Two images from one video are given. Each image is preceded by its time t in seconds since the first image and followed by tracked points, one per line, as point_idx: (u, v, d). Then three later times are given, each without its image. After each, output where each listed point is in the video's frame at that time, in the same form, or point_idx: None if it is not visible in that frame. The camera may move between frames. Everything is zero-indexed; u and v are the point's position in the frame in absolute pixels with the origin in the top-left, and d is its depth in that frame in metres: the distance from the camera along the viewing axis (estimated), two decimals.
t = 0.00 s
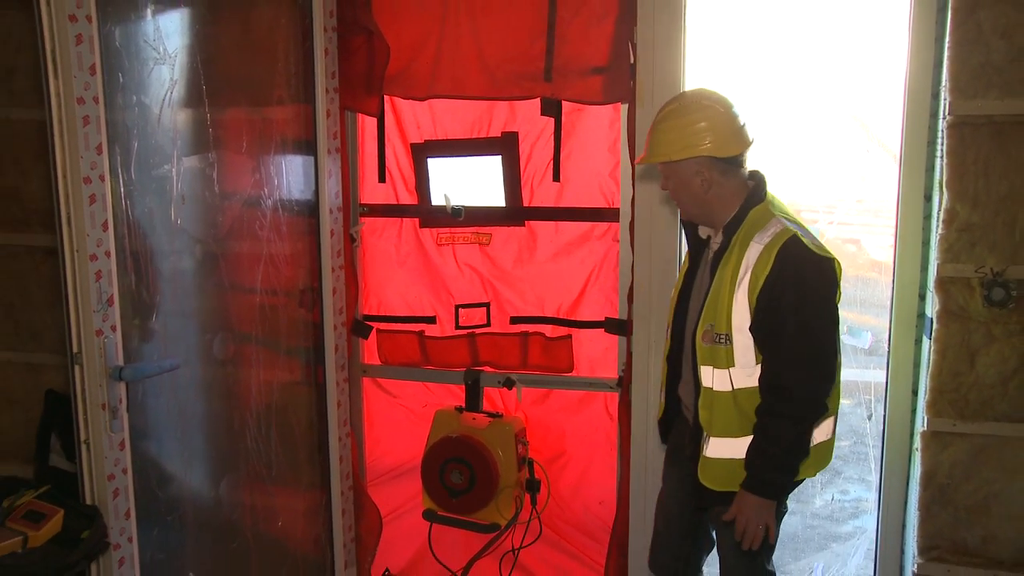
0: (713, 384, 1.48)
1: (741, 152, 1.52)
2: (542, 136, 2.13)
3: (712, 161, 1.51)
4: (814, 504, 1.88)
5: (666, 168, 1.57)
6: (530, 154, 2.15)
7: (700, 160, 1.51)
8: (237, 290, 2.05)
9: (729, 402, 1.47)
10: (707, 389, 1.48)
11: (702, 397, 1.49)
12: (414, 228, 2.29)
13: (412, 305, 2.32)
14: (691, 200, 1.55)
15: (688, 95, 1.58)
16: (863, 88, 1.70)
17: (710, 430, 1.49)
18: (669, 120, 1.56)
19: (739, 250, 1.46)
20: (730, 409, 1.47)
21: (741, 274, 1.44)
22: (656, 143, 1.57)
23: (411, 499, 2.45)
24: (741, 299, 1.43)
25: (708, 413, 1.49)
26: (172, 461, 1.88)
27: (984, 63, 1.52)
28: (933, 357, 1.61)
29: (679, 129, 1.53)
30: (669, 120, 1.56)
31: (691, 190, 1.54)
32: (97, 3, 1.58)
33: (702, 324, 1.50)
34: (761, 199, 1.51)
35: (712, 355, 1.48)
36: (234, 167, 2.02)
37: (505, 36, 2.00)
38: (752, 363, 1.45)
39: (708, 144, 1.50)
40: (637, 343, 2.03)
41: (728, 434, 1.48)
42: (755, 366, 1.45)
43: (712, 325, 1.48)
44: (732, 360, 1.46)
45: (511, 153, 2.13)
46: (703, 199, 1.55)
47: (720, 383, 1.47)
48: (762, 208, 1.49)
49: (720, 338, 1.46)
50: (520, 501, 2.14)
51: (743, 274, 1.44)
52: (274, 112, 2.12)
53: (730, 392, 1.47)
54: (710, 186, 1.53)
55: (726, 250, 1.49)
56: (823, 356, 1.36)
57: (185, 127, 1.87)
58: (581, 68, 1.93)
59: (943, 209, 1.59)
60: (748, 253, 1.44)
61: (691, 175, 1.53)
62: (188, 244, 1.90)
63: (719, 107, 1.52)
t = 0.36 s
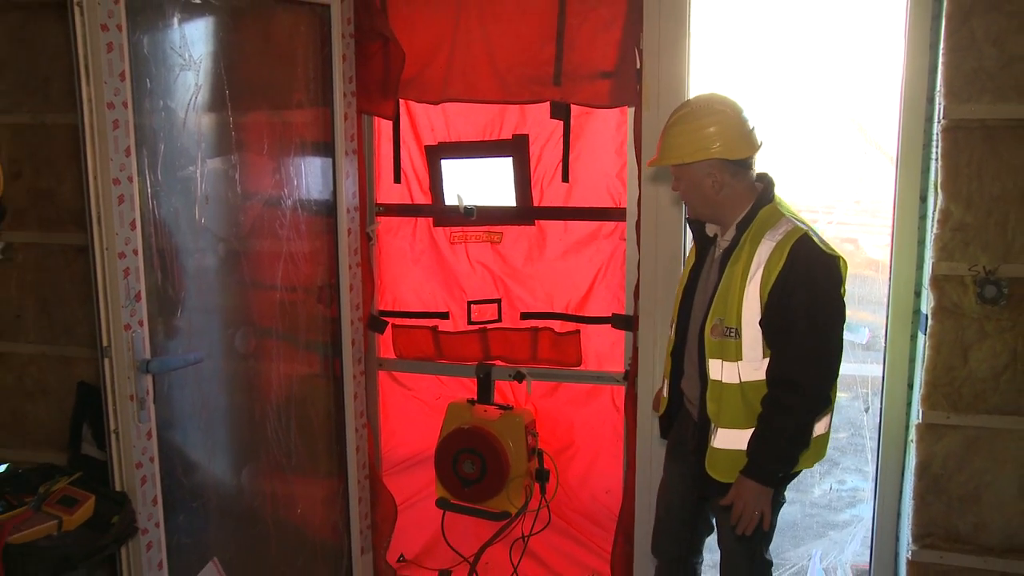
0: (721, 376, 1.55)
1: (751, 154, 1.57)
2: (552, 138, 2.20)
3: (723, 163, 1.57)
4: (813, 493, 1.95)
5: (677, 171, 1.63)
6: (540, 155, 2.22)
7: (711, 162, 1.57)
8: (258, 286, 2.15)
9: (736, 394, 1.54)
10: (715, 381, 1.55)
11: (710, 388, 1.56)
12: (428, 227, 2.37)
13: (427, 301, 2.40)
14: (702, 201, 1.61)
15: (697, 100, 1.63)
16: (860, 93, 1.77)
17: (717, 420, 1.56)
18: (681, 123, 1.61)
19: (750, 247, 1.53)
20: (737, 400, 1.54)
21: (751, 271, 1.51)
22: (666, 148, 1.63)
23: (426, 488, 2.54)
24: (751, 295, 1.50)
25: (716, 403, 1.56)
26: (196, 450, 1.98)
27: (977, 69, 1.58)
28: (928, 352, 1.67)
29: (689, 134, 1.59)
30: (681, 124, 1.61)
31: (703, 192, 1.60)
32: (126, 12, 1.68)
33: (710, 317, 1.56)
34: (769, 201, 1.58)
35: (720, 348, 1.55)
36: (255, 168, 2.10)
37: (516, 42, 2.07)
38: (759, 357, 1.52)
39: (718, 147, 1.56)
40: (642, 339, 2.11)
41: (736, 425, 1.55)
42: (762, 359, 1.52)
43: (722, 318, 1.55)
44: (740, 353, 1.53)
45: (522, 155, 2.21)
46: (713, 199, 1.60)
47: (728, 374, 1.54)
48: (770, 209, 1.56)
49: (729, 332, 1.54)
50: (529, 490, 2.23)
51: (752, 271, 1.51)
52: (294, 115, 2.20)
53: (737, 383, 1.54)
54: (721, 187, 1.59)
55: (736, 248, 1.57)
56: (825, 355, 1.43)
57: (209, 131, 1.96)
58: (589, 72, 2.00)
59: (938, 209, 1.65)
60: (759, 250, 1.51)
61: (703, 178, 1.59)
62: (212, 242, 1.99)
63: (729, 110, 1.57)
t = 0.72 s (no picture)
0: (714, 365, 1.62)
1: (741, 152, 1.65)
2: (562, 139, 2.27)
3: (716, 161, 1.65)
4: (813, 482, 2.04)
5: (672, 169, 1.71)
6: (551, 155, 2.30)
7: (704, 160, 1.65)
8: (279, 282, 2.24)
9: (728, 383, 1.62)
10: (707, 370, 1.63)
11: (702, 377, 1.64)
12: (443, 225, 2.46)
13: (441, 296, 2.48)
14: (695, 198, 1.69)
15: (688, 101, 1.72)
16: (860, 96, 1.84)
17: (710, 407, 1.63)
18: (677, 122, 1.69)
19: (742, 240, 1.61)
20: (729, 388, 1.62)
21: (743, 263, 1.59)
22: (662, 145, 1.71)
23: (439, 476, 2.62)
24: (740, 287, 1.58)
25: (708, 392, 1.63)
26: (220, 439, 2.08)
27: (971, 74, 1.64)
28: (926, 346, 1.74)
29: (684, 133, 1.66)
30: (677, 122, 1.69)
31: (696, 189, 1.68)
32: (155, 19, 1.77)
33: (702, 309, 1.63)
34: (760, 198, 1.65)
35: (713, 338, 1.62)
36: (277, 169, 2.20)
37: (528, 47, 2.15)
38: (750, 347, 1.59)
39: (710, 145, 1.64)
40: (646, 333, 2.21)
41: (727, 413, 1.63)
42: (753, 350, 1.60)
43: (713, 310, 1.62)
44: (731, 342, 1.60)
45: (534, 155, 2.29)
46: (707, 196, 1.68)
47: (720, 364, 1.62)
48: (760, 204, 1.64)
49: (721, 322, 1.61)
50: (540, 478, 2.31)
51: (743, 264, 1.58)
52: (314, 118, 2.29)
53: (728, 372, 1.62)
54: (713, 184, 1.67)
55: (728, 242, 1.64)
56: (813, 345, 1.50)
57: (233, 133, 2.05)
58: (598, 76, 2.08)
59: (935, 209, 1.71)
60: (751, 242, 1.59)
61: (696, 175, 1.67)
62: (236, 239, 2.09)
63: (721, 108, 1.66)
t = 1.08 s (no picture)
0: (720, 352, 1.74)
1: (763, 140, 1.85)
2: (573, 139, 2.35)
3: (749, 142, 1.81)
4: (815, 471, 2.23)
5: (697, 158, 1.80)
6: (563, 155, 2.37)
7: (743, 137, 1.79)
8: (301, 277, 2.33)
9: (735, 371, 1.73)
10: (714, 357, 1.74)
11: (708, 365, 1.75)
12: (458, 222, 2.54)
13: (457, 291, 2.57)
14: (719, 186, 1.79)
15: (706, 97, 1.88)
16: (859, 98, 1.96)
17: (715, 393, 1.75)
18: (709, 104, 1.81)
19: (748, 233, 1.72)
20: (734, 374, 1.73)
21: (750, 254, 1.70)
22: (690, 134, 1.81)
23: (456, 464, 2.71)
24: (748, 278, 1.70)
25: (714, 377, 1.75)
26: (243, 428, 2.18)
27: (969, 77, 1.71)
28: (924, 341, 1.81)
29: (722, 111, 1.78)
30: (708, 105, 1.81)
31: (721, 177, 1.79)
32: (184, 25, 1.87)
33: (710, 298, 1.75)
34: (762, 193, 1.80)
35: (720, 326, 1.74)
36: (299, 168, 2.29)
37: (542, 51, 2.25)
38: (756, 335, 1.71)
39: (739, 132, 1.78)
40: (654, 329, 2.30)
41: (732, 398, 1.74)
42: (759, 338, 1.72)
43: (721, 299, 1.74)
44: (739, 331, 1.72)
45: (546, 154, 2.36)
46: (728, 183, 1.79)
47: (726, 351, 1.73)
48: (763, 200, 1.77)
49: (728, 311, 1.73)
50: (552, 467, 2.40)
51: (749, 256, 1.70)
52: (334, 119, 2.37)
53: (735, 359, 1.73)
54: (733, 174, 1.80)
55: (733, 234, 1.76)
56: (809, 337, 1.61)
57: (257, 134, 2.14)
58: (609, 78, 2.19)
59: (934, 208, 1.77)
60: (758, 234, 1.70)
61: (722, 162, 1.78)
62: (259, 236, 2.18)
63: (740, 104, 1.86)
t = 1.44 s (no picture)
0: (736, 339, 1.85)
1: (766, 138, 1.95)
2: (585, 139, 2.43)
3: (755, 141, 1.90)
4: (818, 460, 2.36)
5: (712, 157, 1.87)
6: (575, 154, 2.45)
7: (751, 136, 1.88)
8: (322, 271, 2.42)
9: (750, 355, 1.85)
10: (730, 344, 1.86)
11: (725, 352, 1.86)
12: (473, 218, 2.62)
13: (472, 285, 2.64)
14: (734, 183, 1.87)
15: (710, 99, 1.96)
16: (863, 101, 2.10)
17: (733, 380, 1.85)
18: (718, 105, 1.89)
19: (764, 225, 1.85)
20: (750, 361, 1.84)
21: (766, 245, 1.83)
22: (704, 134, 1.87)
23: (469, 455, 2.80)
24: (766, 268, 1.82)
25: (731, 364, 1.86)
26: (266, 418, 2.28)
27: (966, 81, 1.84)
28: (924, 334, 1.95)
29: (732, 110, 1.87)
30: (717, 105, 1.89)
31: (735, 174, 1.87)
32: (210, 29, 1.96)
33: (728, 288, 1.87)
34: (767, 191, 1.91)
35: (736, 315, 1.85)
36: (320, 167, 2.37)
37: (555, 55, 2.34)
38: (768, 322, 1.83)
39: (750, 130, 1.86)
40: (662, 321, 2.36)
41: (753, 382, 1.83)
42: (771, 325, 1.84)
43: (737, 288, 1.86)
44: (754, 318, 1.84)
45: (560, 154, 2.43)
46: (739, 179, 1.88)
47: (742, 338, 1.85)
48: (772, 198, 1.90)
49: (744, 299, 1.85)
50: (563, 456, 2.48)
51: (767, 247, 1.82)
52: (354, 119, 2.46)
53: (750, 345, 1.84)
54: (744, 170, 1.88)
55: (747, 228, 1.87)
56: (809, 329, 1.74)
57: (280, 133, 2.23)
58: (619, 81, 2.27)
59: (934, 206, 1.90)
60: (774, 227, 1.83)
61: (734, 160, 1.86)
62: (281, 232, 2.27)
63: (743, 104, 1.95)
